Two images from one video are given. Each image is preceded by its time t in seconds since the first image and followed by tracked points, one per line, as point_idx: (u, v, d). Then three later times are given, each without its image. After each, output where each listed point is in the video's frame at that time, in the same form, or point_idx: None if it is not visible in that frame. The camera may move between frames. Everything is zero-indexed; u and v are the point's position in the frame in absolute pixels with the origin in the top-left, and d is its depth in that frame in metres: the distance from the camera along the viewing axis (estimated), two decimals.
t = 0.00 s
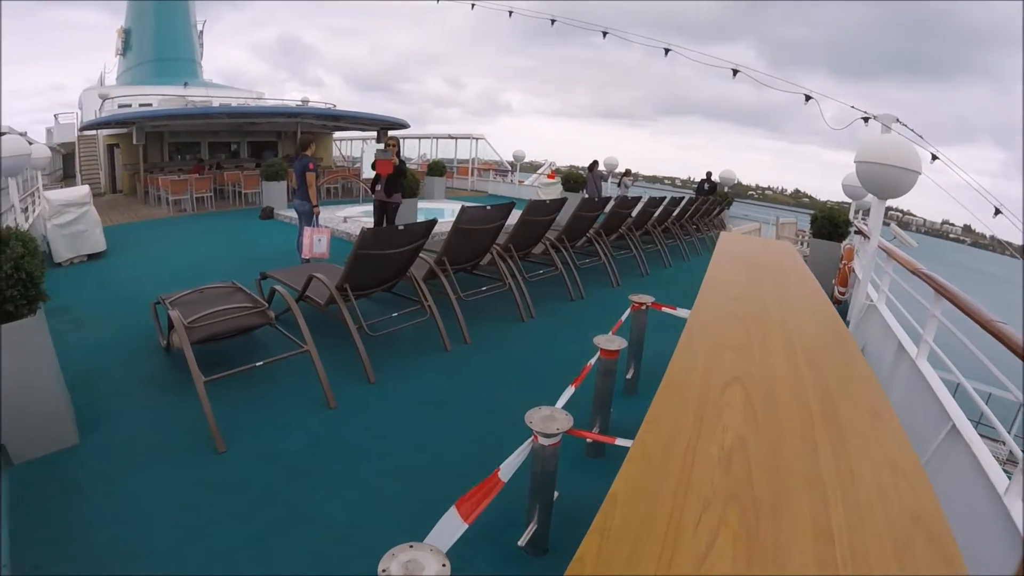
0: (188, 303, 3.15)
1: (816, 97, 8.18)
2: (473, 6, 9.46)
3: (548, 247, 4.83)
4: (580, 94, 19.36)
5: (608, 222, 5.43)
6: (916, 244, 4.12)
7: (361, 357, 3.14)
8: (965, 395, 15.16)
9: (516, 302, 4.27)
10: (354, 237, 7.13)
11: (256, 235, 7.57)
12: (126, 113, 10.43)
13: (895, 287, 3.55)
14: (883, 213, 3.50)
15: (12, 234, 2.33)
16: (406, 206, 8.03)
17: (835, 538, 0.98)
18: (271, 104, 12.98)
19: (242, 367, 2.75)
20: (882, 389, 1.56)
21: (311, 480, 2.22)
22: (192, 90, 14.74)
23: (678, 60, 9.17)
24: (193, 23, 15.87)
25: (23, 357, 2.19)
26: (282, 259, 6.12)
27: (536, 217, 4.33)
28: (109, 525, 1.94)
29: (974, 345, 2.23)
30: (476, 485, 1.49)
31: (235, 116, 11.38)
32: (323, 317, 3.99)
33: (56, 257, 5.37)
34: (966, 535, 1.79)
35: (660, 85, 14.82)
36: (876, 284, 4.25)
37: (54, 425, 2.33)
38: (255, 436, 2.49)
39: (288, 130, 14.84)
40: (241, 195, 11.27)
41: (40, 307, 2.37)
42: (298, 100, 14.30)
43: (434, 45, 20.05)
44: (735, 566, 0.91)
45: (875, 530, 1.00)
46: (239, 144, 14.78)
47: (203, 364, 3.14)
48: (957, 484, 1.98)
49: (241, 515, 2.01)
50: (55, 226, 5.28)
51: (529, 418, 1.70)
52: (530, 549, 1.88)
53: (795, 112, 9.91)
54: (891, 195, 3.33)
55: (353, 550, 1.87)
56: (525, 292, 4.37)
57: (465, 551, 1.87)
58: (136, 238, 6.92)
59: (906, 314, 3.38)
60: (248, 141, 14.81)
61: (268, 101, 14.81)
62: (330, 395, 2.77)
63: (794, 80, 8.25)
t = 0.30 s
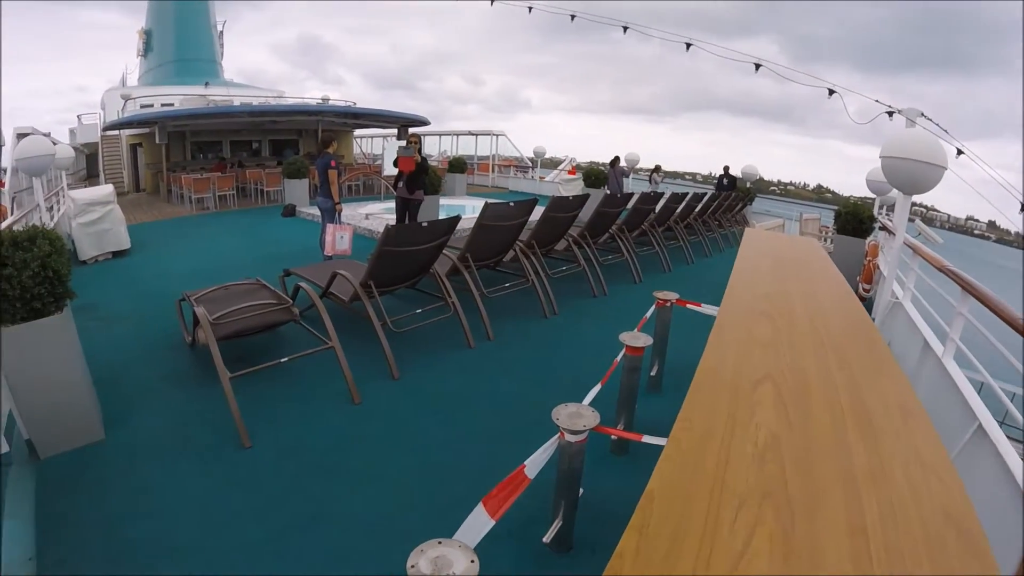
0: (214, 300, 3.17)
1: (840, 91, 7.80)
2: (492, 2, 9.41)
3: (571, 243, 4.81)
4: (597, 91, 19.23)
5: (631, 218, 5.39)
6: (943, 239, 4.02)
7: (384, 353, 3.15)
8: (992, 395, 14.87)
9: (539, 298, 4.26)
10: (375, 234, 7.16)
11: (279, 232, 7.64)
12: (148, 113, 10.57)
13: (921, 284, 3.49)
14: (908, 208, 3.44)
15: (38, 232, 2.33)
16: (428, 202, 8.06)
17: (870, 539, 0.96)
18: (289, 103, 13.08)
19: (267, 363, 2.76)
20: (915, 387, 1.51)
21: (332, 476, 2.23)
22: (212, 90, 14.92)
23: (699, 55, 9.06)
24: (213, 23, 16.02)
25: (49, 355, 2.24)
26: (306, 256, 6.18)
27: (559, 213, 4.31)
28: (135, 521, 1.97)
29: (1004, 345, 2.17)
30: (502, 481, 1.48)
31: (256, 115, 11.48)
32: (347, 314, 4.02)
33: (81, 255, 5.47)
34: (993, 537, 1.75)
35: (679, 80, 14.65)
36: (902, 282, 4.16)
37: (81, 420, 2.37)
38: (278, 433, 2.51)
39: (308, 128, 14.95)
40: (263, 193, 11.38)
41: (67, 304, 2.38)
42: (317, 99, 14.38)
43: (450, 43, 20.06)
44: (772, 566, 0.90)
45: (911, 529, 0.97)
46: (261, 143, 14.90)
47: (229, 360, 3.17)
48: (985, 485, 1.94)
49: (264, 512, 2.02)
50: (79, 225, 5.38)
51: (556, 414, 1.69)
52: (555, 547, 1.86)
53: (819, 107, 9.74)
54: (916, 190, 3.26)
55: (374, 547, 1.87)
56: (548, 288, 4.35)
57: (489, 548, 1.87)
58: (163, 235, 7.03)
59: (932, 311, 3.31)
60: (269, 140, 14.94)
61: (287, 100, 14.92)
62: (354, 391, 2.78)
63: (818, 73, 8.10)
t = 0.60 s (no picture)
0: (243, 303, 3.21)
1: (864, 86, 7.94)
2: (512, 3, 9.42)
3: (596, 243, 4.79)
4: (615, 90, 19.11)
5: (656, 218, 5.36)
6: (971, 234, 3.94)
7: (411, 356, 3.17)
8: None
9: (565, 299, 4.24)
10: (400, 237, 7.21)
11: (305, 236, 7.72)
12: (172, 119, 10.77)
13: (950, 282, 3.43)
14: (936, 204, 3.38)
15: (69, 237, 2.38)
16: (452, 205, 8.09)
17: (908, 539, 0.94)
18: (310, 108, 13.24)
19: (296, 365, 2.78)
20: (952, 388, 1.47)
21: (357, 479, 2.24)
22: (235, 96, 15.18)
23: (721, 52, 8.98)
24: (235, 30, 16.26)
25: (82, 359, 2.30)
26: (332, 259, 6.23)
27: (585, 213, 4.29)
28: (165, 520, 2.01)
29: None
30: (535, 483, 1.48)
31: (279, 121, 11.59)
32: (374, 316, 4.05)
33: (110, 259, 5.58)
34: None
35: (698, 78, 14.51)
36: (930, 279, 4.09)
37: (113, 423, 2.42)
38: (306, 434, 2.53)
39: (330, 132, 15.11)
40: (287, 197, 11.50)
41: (96, 308, 2.45)
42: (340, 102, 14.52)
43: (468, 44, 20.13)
44: (813, 565, 0.89)
45: (952, 531, 0.95)
46: (284, 147, 15.06)
47: (258, 362, 3.21)
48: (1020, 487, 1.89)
49: (292, 514, 2.04)
50: (106, 231, 5.47)
51: (585, 416, 1.68)
52: (585, 548, 1.85)
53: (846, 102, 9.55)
54: (944, 186, 3.21)
55: (400, 548, 1.87)
56: (574, 289, 4.33)
57: (517, 549, 1.86)
58: (193, 239, 7.18)
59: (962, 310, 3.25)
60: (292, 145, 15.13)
61: (308, 104, 15.09)
62: (381, 393, 2.80)
63: (843, 68, 7.98)
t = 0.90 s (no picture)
0: (275, 301, 3.26)
1: (899, 84, 7.64)
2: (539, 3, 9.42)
3: (626, 244, 4.75)
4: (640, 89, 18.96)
5: (686, 219, 5.30)
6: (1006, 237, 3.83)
7: (441, 355, 3.17)
8: None
9: (595, 300, 4.22)
10: (428, 236, 7.24)
11: (337, 235, 7.80)
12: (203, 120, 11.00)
13: (986, 285, 3.33)
14: (971, 206, 3.29)
15: (103, 234, 2.41)
16: (481, 205, 8.11)
17: (948, 544, 0.92)
18: (338, 109, 13.38)
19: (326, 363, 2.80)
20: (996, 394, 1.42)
21: (384, 477, 2.25)
22: (265, 97, 15.43)
23: (750, 52, 8.87)
24: (264, 32, 16.47)
25: (116, 357, 2.35)
26: (363, 258, 6.28)
27: (615, 214, 4.26)
28: (192, 512, 2.05)
29: None
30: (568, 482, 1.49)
31: (309, 121, 11.71)
32: (404, 315, 4.07)
33: (143, 257, 5.71)
34: None
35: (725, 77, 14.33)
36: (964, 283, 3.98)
37: (145, 420, 2.47)
38: (335, 431, 2.55)
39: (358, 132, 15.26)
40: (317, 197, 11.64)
41: (130, 304, 2.50)
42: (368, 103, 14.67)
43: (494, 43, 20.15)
44: (854, 568, 0.87)
45: (997, 536, 0.92)
46: (314, 147, 15.23)
47: (288, 359, 3.25)
48: None
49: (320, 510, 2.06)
50: (138, 228, 5.60)
51: (618, 417, 1.68)
52: (614, 550, 1.84)
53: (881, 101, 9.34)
54: (978, 187, 3.12)
55: (425, 548, 1.87)
56: (604, 290, 4.30)
57: (545, 551, 1.86)
58: (228, 238, 7.34)
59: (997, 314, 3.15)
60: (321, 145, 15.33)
61: (336, 105, 15.28)
62: (411, 391, 2.81)
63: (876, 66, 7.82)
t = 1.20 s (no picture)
0: (305, 300, 3.30)
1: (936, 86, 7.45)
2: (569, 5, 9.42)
3: (654, 247, 4.73)
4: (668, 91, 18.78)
5: (715, 222, 5.26)
6: None
7: (469, 356, 3.18)
8: None
9: (623, 303, 4.20)
10: (457, 237, 7.29)
11: (367, 236, 7.90)
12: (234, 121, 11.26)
13: (1018, 295, 3.21)
14: (1004, 212, 3.22)
15: (136, 233, 2.45)
16: (510, 206, 8.15)
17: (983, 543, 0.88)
18: (366, 111, 13.55)
19: (354, 363, 2.82)
20: None
21: (409, 475, 2.26)
22: (295, 99, 15.72)
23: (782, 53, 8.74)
24: (293, 34, 16.76)
25: (147, 353, 2.41)
26: (392, 258, 6.34)
27: (644, 217, 4.24)
28: (219, 505, 2.09)
29: None
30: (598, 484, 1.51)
31: (337, 122, 11.87)
32: (434, 315, 4.11)
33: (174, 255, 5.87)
34: None
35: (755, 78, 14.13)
36: (998, 289, 3.89)
37: (174, 416, 2.53)
38: (362, 430, 2.58)
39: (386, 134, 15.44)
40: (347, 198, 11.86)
41: (162, 301, 2.55)
42: (396, 104, 14.84)
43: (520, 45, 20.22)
44: None
45: None
46: (342, 149, 15.53)
47: (318, 357, 3.30)
48: None
49: (345, 507, 2.08)
50: (169, 227, 5.77)
51: (647, 420, 1.68)
52: (639, 555, 1.84)
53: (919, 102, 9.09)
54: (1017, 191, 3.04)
55: (449, 548, 1.88)
56: (633, 293, 4.28)
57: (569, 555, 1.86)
58: (260, 239, 7.48)
59: None
60: (350, 146, 15.58)
61: (364, 107, 15.49)
62: (439, 391, 2.82)
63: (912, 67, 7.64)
